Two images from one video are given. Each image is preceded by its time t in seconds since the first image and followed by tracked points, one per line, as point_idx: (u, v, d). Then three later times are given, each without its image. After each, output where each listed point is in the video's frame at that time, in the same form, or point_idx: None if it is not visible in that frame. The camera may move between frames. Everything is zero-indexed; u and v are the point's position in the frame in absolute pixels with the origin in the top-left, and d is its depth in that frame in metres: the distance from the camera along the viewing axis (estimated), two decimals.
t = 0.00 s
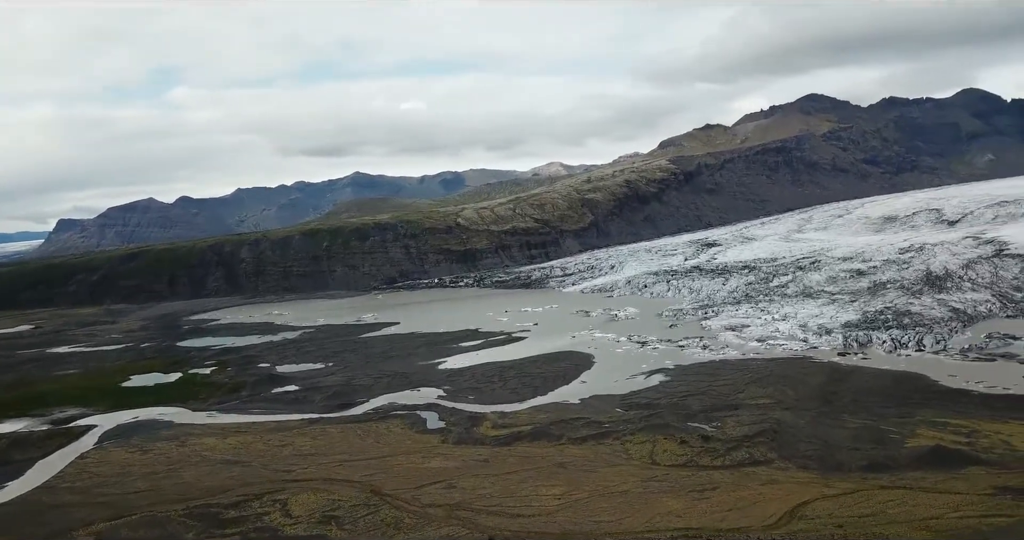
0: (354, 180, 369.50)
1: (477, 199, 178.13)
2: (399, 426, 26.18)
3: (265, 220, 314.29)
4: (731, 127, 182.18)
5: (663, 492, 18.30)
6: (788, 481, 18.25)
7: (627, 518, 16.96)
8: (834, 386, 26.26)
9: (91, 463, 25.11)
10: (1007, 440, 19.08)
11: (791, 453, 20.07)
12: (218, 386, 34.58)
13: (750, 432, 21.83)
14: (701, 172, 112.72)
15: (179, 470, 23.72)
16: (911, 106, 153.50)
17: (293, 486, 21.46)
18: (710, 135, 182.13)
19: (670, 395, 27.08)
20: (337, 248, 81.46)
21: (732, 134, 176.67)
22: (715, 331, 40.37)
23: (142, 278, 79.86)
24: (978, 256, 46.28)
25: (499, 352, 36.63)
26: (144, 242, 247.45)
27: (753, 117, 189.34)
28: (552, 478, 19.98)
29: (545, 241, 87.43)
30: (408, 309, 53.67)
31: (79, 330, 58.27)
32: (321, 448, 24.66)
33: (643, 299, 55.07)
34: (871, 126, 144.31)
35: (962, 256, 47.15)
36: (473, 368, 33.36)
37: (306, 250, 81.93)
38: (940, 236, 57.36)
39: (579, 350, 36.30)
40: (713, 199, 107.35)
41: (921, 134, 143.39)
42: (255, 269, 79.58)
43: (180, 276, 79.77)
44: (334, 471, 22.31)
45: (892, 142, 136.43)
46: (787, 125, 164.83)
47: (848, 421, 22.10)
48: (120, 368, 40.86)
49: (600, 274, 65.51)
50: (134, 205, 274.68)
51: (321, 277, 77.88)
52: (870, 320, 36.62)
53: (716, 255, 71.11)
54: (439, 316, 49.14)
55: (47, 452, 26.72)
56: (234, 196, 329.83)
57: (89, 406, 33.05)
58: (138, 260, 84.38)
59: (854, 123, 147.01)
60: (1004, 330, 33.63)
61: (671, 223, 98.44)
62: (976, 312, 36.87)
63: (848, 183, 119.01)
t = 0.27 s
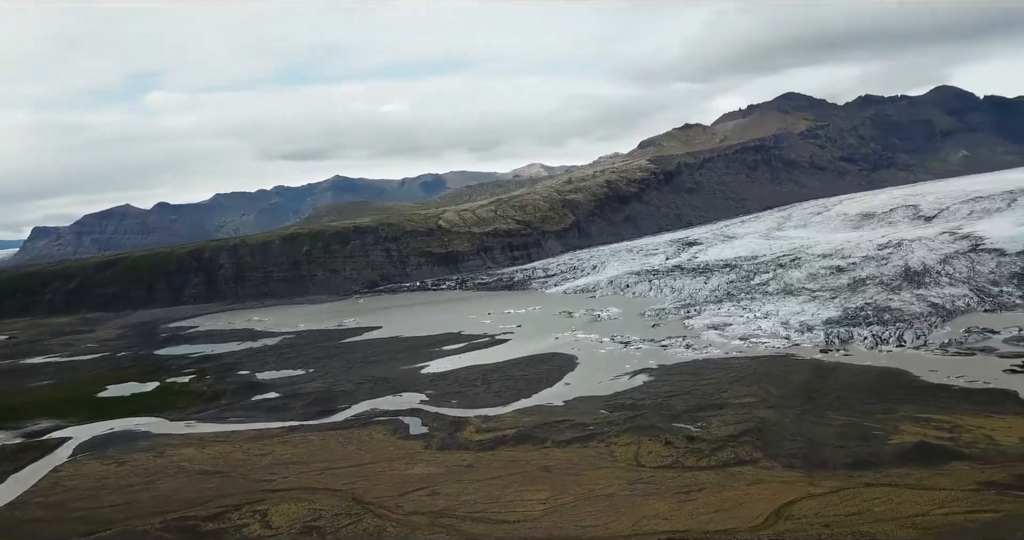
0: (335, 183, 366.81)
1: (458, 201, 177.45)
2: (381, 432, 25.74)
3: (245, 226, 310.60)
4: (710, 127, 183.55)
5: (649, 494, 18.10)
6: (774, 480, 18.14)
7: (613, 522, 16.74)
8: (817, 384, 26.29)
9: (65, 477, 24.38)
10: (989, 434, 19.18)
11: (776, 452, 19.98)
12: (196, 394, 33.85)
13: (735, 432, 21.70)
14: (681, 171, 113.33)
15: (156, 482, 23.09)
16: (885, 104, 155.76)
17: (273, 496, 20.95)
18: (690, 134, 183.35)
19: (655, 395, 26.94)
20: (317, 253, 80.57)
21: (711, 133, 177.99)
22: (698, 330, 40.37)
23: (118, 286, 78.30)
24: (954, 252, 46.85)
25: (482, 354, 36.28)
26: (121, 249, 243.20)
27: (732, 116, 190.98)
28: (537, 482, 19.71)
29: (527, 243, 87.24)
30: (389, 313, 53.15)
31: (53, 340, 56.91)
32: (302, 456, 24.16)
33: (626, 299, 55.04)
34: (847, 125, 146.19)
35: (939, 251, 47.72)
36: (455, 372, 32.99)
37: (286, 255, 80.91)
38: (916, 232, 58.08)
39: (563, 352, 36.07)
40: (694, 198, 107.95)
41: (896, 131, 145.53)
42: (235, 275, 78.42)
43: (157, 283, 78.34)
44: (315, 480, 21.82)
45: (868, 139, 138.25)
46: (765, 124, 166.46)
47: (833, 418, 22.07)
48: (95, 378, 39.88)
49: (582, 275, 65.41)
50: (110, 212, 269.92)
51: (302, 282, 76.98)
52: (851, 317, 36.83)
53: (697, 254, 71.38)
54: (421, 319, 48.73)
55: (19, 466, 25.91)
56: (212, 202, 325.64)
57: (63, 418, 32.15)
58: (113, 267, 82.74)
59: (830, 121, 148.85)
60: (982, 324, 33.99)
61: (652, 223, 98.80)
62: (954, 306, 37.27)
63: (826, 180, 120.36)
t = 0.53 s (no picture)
0: (313, 188, 363.50)
1: (438, 204, 176.71)
2: (361, 440, 25.28)
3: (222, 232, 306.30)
4: (687, 127, 185.05)
5: (632, 498, 17.92)
6: (757, 481, 18.08)
7: (597, 528, 16.52)
8: (798, 383, 26.35)
9: (34, 492, 23.57)
10: (968, 431, 19.31)
11: (758, 452, 19.93)
12: (171, 404, 33.05)
13: (717, 433, 21.63)
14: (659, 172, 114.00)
15: (129, 496, 22.41)
16: (858, 104, 158.25)
17: (249, 508, 20.41)
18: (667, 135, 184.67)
19: (636, 397, 26.82)
20: (295, 258, 79.56)
21: (689, 134, 179.43)
22: (678, 330, 40.41)
23: (90, 295, 76.54)
24: (929, 249, 47.51)
25: (462, 359, 35.94)
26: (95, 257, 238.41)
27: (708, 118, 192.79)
28: (519, 488, 19.41)
29: (506, 245, 87.03)
30: (369, 318, 52.57)
31: (24, 351, 55.38)
32: (280, 466, 23.60)
33: (606, 300, 55.02)
34: (821, 125, 148.28)
35: (913, 249, 48.37)
36: (436, 376, 32.60)
37: (263, 260, 79.79)
38: (891, 230, 58.89)
39: (544, 355, 35.85)
40: (673, 199, 108.62)
41: (869, 131, 147.88)
42: (211, 282, 77.10)
43: (131, 291, 76.73)
44: (294, 491, 21.30)
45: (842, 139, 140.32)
46: (742, 124, 168.20)
47: (814, 418, 22.10)
48: (66, 390, 38.80)
49: (563, 277, 65.32)
50: (82, 219, 264.49)
51: (279, 287, 75.95)
52: (829, 315, 37.10)
53: (676, 254, 71.70)
54: (400, 323, 48.25)
55: None
56: (188, 208, 320.71)
57: (32, 431, 31.17)
58: (85, 276, 80.89)
59: (805, 121, 150.93)
60: (957, 321, 34.43)
61: (631, 224, 99.18)
62: (930, 304, 37.74)
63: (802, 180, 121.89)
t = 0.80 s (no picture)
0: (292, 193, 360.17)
1: (418, 208, 175.85)
2: (341, 448, 24.82)
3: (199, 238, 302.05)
4: (666, 130, 186.34)
5: (616, 503, 17.72)
6: (741, 483, 17.98)
7: (581, 534, 16.30)
8: (779, 383, 26.41)
9: (2, 508, 22.76)
10: (948, 429, 19.44)
11: (741, 454, 19.87)
12: (146, 414, 32.24)
13: (700, 435, 21.56)
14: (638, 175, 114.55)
15: (102, 510, 21.73)
16: (833, 106, 160.64)
17: (226, 520, 19.86)
18: (646, 138, 185.82)
19: (618, 400, 26.70)
20: (273, 264, 78.52)
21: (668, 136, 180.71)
22: (659, 332, 40.44)
23: (63, 304, 74.77)
24: (904, 248, 48.13)
25: (443, 364, 35.58)
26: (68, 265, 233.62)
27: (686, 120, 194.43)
28: (502, 495, 19.13)
29: (487, 249, 86.79)
30: (348, 323, 51.97)
31: None
32: (258, 476, 23.06)
33: (587, 302, 54.98)
34: (797, 126, 150.21)
35: (889, 248, 48.98)
36: (416, 382, 32.21)
37: (241, 266, 78.65)
38: (867, 230, 59.68)
39: (525, 359, 35.61)
40: (653, 200, 109.19)
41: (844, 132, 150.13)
42: (188, 289, 75.79)
43: (105, 299, 75.11)
44: (272, 502, 20.79)
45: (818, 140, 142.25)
46: (719, 126, 169.79)
47: (796, 418, 22.12)
48: (37, 401, 37.72)
49: (544, 280, 65.18)
50: (55, 226, 259.08)
51: (257, 294, 74.92)
52: (809, 315, 37.35)
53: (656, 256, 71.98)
54: (380, 329, 47.73)
55: None
56: (164, 214, 315.98)
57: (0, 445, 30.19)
58: (57, 284, 79.03)
59: (781, 123, 152.80)
60: (933, 319, 34.85)
61: (611, 226, 99.49)
62: (906, 303, 38.18)
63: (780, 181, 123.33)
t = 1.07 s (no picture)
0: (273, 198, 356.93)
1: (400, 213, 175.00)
2: (322, 458, 24.35)
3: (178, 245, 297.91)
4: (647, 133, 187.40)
5: (602, 510, 17.50)
6: (727, 487, 17.86)
7: None
8: (762, 385, 26.41)
9: None
10: (931, 429, 19.50)
11: (726, 458, 19.76)
12: (122, 426, 31.47)
13: (684, 439, 21.42)
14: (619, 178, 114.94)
15: (75, 525, 21.07)
16: (811, 109, 162.61)
17: (204, 534, 19.31)
18: (628, 141, 186.71)
19: (602, 404, 26.54)
20: (253, 270, 77.51)
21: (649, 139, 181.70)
22: (642, 335, 40.38)
23: (36, 314, 73.09)
24: (884, 249, 48.63)
25: (425, 370, 35.20)
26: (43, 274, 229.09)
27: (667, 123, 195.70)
28: (486, 504, 18.81)
29: (469, 253, 86.43)
30: (330, 330, 51.35)
31: None
32: (236, 488, 22.51)
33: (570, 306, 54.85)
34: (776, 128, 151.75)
35: (869, 249, 49.47)
36: (398, 389, 31.79)
37: (220, 273, 77.53)
38: (846, 231, 60.29)
39: (508, 363, 35.33)
40: (635, 203, 109.58)
41: (822, 135, 152.02)
42: (166, 297, 74.51)
43: (80, 308, 73.58)
44: (251, 514, 20.28)
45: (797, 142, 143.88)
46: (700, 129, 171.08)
47: (780, 420, 22.09)
48: (8, 413, 36.69)
49: (527, 284, 64.97)
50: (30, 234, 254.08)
51: (237, 301, 73.87)
52: (791, 317, 37.50)
53: (639, 259, 72.10)
54: (361, 335, 47.18)
55: None
56: (142, 221, 311.27)
57: None
58: (31, 294, 77.30)
59: (761, 125, 154.40)
60: (913, 319, 35.15)
61: (594, 230, 99.63)
62: (887, 303, 38.51)
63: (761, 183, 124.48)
